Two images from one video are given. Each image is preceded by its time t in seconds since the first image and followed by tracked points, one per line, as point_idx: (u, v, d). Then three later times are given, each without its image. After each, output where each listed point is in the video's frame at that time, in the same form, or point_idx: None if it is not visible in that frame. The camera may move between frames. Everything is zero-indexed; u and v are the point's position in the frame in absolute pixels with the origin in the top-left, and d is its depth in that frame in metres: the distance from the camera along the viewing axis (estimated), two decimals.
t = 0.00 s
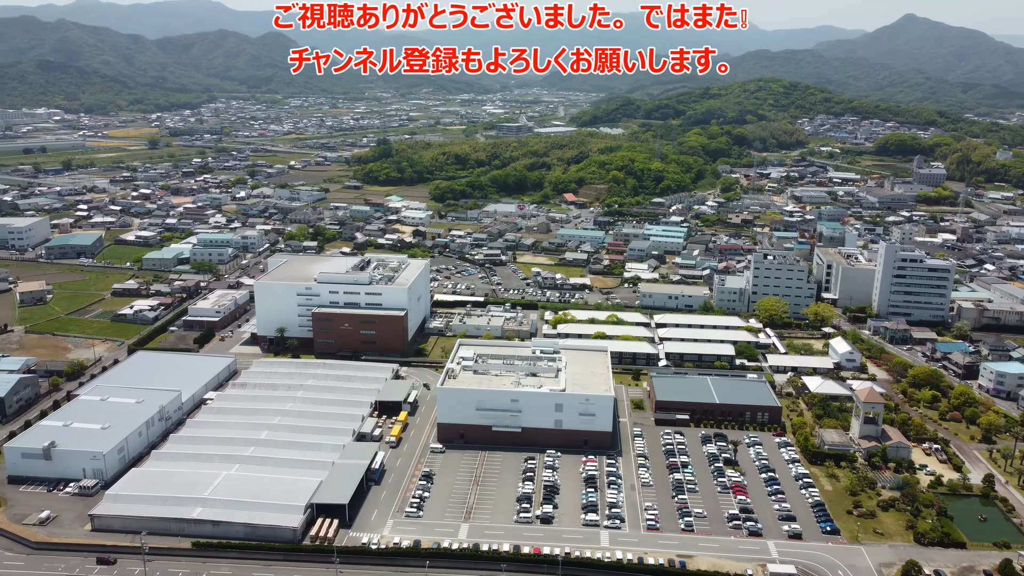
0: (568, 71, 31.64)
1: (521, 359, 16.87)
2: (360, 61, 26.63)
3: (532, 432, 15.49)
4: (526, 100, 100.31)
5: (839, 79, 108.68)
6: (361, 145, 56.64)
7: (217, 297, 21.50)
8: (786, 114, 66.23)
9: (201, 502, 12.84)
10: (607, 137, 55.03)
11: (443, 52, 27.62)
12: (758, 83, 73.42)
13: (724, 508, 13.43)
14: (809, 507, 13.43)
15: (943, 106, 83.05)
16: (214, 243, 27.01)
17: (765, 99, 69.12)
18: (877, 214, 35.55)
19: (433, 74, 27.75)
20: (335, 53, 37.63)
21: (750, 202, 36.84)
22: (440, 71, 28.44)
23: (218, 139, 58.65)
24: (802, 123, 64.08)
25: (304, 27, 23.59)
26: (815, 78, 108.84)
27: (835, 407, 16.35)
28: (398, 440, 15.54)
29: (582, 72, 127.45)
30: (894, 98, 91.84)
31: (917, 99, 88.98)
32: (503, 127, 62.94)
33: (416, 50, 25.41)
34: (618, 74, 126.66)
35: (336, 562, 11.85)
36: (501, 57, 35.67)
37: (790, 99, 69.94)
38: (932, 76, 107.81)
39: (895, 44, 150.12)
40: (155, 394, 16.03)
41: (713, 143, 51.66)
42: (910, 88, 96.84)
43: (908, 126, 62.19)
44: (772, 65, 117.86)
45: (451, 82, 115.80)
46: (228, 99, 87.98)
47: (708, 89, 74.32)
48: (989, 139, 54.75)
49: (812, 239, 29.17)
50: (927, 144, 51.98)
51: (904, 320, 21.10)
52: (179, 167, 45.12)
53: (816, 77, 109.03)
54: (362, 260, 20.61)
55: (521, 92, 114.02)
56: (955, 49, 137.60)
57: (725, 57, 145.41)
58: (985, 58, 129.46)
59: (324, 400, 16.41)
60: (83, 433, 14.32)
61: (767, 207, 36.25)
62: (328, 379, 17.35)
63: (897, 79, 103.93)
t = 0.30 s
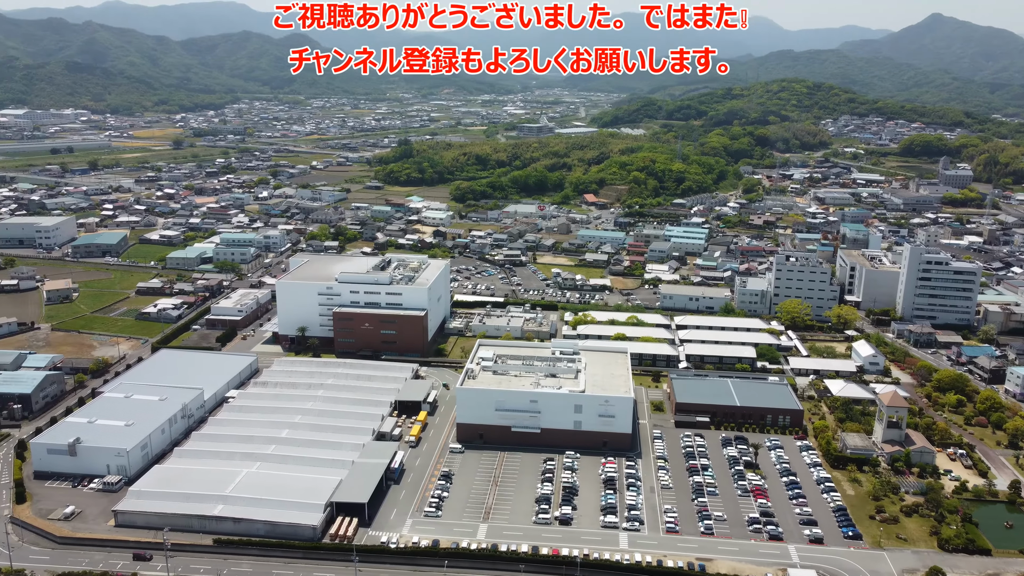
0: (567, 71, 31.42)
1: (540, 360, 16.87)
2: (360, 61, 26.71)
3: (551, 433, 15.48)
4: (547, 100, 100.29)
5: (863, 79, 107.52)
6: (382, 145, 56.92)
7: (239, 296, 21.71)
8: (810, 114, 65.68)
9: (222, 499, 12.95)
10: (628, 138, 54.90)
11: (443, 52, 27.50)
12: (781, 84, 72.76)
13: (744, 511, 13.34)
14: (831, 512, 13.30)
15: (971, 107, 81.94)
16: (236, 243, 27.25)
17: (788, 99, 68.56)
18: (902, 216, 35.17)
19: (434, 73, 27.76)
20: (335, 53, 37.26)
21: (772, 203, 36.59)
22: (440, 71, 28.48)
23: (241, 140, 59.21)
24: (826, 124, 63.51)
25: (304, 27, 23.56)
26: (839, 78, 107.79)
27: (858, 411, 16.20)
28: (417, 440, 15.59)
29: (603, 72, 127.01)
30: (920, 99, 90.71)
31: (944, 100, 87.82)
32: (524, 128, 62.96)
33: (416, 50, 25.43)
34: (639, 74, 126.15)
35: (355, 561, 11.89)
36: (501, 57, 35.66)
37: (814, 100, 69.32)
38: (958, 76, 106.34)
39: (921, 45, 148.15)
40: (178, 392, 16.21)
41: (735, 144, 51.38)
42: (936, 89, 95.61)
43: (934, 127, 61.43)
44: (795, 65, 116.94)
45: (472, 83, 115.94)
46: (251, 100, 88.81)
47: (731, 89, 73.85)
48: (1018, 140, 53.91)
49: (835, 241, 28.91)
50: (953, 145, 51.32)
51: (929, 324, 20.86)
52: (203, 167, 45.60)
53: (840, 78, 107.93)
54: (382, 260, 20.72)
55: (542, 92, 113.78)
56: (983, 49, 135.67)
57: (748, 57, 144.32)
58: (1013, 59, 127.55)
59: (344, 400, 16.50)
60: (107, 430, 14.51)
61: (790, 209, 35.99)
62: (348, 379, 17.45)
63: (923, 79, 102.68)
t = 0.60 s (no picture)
0: (567, 70, 31.28)
1: (560, 361, 16.86)
2: (360, 61, 26.83)
3: (571, 434, 15.46)
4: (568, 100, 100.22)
5: (889, 79, 106.32)
6: (403, 146, 57.17)
7: (260, 295, 21.88)
8: (833, 115, 65.08)
9: (243, 496, 13.04)
10: (649, 138, 54.74)
11: (443, 52, 27.56)
12: (804, 85, 72.16)
13: (764, 515, 13.23)
14: (853, 516, 13.16)
15: (999, 108, 80.71)
16: (259, 242, 27.47)
17: (812, 100, 67.98)
18: (927, 218, 34.75)
19: (434, 73, 27.78)
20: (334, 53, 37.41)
21: (794, 204, 36.30)
22: (440, 71, 28.53)
23: (263, 140, 59.75)
24: (850, 124, 62.89)
25: (303, 27, 23.98)
26: (864, 78, 106.67)
27: (882, 415, 16.03)
28: (436, 440, 15.63)
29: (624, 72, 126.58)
30: (946, 99, 89.57)
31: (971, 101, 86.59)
32: (545, 129, 62.94)
33: (416, 50, 25.46)
34: (660, 75, 125.70)
35: (375, 559, 11.93)
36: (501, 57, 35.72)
37: (838, 100, 68.69)
38: (986, 76, 104.80)
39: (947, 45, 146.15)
40: (200, 390, 16.36)
41: (757, 145, 51.07)
42: (964, 89, 94.28)
43: (961, 128, 60.61)
44: (819, 65, 115.93)
45: (493, 83, 116.03)
46: (273, 100, 89.61)
47: (754, 90, 73.36)
48: None
49: (859, 243, 28.64)
50: (981, 146, 50.60)
51: (955, 327, 20.60)
52: (226, 167, 46.06)
53: (865, 78, 106.81)
54: (403, 260, 20.81)
55: (563, 93, 113.60)
56: (1011, 49, 133.60)
57: (771, 57, 143.24)
58: None
59: (364, 399, 16.58)
60: (131, 427, 14.68)
61: (813, 210, 35.71)
62: (368, 378, 17.54)
63: (949, 79, 101.35)
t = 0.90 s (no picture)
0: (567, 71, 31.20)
1: (579, 362, 16.85)
2: (360, 61, 26.89)
3: (590, 435, 15.44)
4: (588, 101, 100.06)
5: (914, 79, 105.10)
6: (424, 146, 57.38)
7: (282, 294, 22.06)
8: (857, 115, 64.48)
9: (263, 494, 13.14)
10: (670, 139, 54.55)
11: (443, 52, 27.56)
12: (827, 85, 71.49)
13: (785, 518, 13.13)
14: (875, 521, 13.02)
15: None
16: (280, 242, 27.68)
17: (836, 100, 67.40)
18: (952, 220, 34.31)
19: (434, 72, 27.87)
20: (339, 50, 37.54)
21: (817, 205, 36.00)
22: (440, 70, 28.61)
23: (285, 140, 60.24)
24: (874, 125, 62.24)
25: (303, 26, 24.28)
26: (889, 78, 105.54)
27: (905, 419, 15.86)
28: (455, 439, 15.67)
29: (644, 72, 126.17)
30: (972, 99, 88.42)
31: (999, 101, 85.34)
32: (565, 130, 62.90)
33: (416, 50, 25.53)
34: (681, 76, 125.22)
35: (394, 558, 11.98)
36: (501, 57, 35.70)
37: (862, 100, 68.02)
38: (1013, 76, 103.28)
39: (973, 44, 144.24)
40: (222, 388, 16.52)
41: (780, 146, 50.74)
42: (991, 89, 92.97)
43: (989, 129, 59.78)
44: (844, 65, 114.88)
45: (514, 83, 116.08)
46: (295, 100, 90.31)
47: (777, 90, 72.81)
48: None
49: (883, 245, 28.35)
50: (1009, 147, 49.86)
51: (981, 330, 20.35)
52: (249, 167, 46.48)
53: (889, 78, 105.70)
54: (423, 260, 20.90)
55: (584, 93, 113.39)
56: None
57: (793, 57, 142.08)
58: None
59: (384, 398, 16.66)
60: (154, 424, 14.85)
61: (836, 211, 35.39)
62: (388, 377, 17.62)
63: (976, 79, 99.99)
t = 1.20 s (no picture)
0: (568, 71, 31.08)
1: (598, 363, 16.83)
2: (361, 61, 26.93)
3: (609, 436, 15.40)
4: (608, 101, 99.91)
5: (939, 79, 103.96)
6: (444, 146, 57.58)
7: (302, 294, 22.21)
8: (881, 116, 63.89)
9: (284, 492, 13.23)
10: (691, 139, 54.38)
11: (443, 52, 27.60)
12: (851, 85, 70.87)
13: (806, 522, 13.02)
14: (898, 526, 12.88)
15: None
16: (301, 242, 27.88)
17: (859, 100, 66.85)
18: (978, 222, 33.88)
19: (435, 73, 27.96)
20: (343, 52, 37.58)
21: (840, 207, 35.71)
22: (440, 70, 28.67)
23: (307, 140, 60.71)
24: (899, 125, 61.60)
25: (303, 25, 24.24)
26: (913, 79, 104.47)
27: (929, 424, 15.67)
28: (474, 440, 15.69)
29: (664, 72, 125.72)
30: (999, 99, 87.27)
31: None
32: (585, 131, 62.90)
33: (416, 50, 25.58)
34: (701, 76, 124.66)
35: (412, 557, 12.01)
36: (501, 56, 35.55)
37: (886, 100, 67.34)
38: None
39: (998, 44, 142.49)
40: (243, 386, 16.66)
41: (803, 147, 50.41)
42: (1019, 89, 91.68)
43: (1017, 129, 58.95)
44: (867, 65, 113.79)
45: (533, 83, 116.23)
46: (316, 101, 91.02)
47: (799, 90, 72.29)
48: None
49: (907, 246, 28.06)
50: None
51: (1007, 334, 20.08)
52: (271, 167, 46.90)
53: (913, 78, 104.64)
54: (443, 261, 20.97)
55: (604, 93, 113.27)
56: None
57: (816, 58, 141.03)
58: None
59: (403, 398, 16.73)
60: (176, 421, 14.99)
61: (859, 213, 35.08)
62: (407, 377, 17.69)
63: (1004, 79, 98.68)
